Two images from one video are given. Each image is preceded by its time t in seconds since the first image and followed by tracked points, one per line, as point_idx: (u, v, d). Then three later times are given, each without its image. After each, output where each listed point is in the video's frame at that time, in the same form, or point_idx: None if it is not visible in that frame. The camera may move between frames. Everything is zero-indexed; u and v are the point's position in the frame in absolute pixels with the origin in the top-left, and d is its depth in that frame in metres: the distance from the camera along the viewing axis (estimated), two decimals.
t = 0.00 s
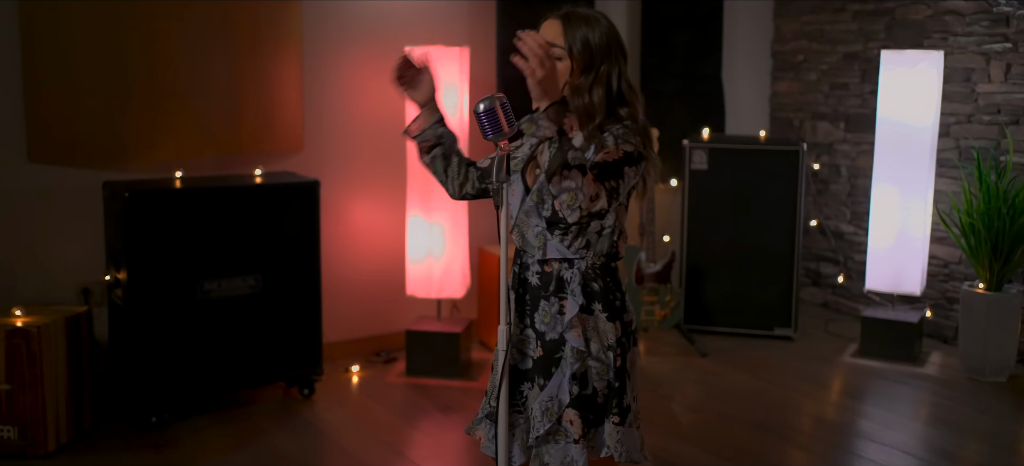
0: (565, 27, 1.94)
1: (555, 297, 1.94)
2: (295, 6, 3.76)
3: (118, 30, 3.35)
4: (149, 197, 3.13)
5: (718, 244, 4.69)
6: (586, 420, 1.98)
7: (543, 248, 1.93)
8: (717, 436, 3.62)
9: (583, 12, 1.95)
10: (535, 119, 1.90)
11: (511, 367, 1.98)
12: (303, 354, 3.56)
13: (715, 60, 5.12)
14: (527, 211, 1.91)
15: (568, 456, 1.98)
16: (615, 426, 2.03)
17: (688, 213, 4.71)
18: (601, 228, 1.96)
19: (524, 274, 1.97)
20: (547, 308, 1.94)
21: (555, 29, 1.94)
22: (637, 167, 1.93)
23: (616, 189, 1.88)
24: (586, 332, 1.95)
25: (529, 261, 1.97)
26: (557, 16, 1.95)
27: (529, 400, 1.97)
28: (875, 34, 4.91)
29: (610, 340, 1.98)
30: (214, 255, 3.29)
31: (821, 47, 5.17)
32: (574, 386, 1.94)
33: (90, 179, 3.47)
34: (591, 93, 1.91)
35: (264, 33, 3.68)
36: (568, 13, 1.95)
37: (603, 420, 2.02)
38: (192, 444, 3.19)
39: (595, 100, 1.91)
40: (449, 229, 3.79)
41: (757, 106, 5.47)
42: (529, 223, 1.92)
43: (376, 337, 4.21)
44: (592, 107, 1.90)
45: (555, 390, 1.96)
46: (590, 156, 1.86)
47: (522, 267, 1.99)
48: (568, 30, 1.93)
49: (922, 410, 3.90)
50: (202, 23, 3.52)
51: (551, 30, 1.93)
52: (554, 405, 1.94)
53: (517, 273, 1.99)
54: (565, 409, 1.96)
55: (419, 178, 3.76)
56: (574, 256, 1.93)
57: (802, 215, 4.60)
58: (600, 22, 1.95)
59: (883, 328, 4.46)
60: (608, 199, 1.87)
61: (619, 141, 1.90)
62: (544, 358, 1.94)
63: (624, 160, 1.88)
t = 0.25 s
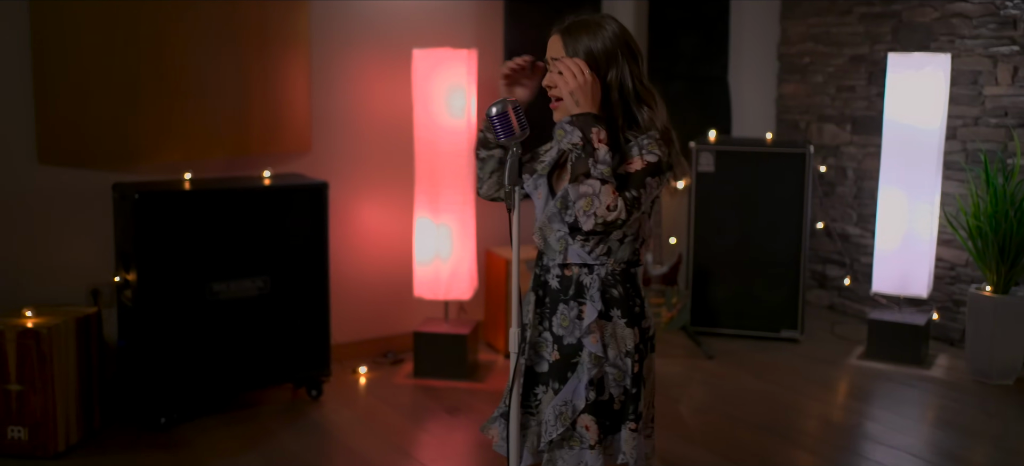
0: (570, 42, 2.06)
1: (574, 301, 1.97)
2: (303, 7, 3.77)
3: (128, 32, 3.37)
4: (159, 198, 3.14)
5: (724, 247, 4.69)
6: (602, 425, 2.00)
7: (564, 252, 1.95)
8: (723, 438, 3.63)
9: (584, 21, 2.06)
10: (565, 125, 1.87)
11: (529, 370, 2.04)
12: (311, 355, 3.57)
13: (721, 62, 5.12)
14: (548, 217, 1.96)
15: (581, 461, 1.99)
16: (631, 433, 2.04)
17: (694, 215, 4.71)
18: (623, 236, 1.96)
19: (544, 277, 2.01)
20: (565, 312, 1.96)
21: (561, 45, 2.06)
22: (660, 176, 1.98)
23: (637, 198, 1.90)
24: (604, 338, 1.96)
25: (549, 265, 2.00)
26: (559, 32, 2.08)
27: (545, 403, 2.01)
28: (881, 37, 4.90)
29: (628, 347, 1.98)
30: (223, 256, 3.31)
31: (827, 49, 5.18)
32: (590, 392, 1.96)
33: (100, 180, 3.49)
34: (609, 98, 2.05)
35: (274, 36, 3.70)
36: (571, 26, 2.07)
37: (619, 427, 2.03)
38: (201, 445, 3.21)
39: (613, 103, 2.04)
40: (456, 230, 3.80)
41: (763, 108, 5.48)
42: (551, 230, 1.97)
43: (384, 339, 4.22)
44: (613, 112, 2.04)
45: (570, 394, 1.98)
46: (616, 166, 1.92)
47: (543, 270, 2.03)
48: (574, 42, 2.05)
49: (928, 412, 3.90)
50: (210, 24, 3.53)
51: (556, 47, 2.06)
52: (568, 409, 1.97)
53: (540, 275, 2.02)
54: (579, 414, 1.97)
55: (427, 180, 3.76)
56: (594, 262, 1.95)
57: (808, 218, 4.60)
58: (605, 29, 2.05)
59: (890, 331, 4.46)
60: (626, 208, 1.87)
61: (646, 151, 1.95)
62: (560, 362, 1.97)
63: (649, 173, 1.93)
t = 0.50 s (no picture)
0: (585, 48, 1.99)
1: (599, 297, 1.96)
2: (314, 8, 3.78)
3: (142, 32, 3.38)
4: (173, 198, 3.16)
5: (733, 247, 4.70)
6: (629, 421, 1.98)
7: (587, 247, 1.96)
8: (733, 438, 3.64)
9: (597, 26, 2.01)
10: (585, 120, 1.88)
11: (557, 365, 2.00)
12: (322, 354, 3.59)
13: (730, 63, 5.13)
14: (570, 214, 1.97)
15: (609, 457, 1.99)
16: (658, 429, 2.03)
17: (703, 216, 4.72)
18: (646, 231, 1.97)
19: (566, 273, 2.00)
20: (590, 308, 1.96)
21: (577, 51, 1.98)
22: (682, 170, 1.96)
23: (656, 187, 1.88)
24: (629, 333, 1.96)
25: (571, 262, 2.00)
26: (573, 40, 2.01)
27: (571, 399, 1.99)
28: (890, 38, 4.91)
29: (652, 342, 1.98)
30: (235, 256, 3.32)
31: (836, 50, 5.18)
32: (616, 387, 1.95)
33: (113, 180, 3.51)
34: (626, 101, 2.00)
35: (286, 36, 3.72)
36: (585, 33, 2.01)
37: (645, 423, 2.03)
38: (214, 443, 3.22)
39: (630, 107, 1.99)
40: (466, 230, 3.81)
41: (772, 108, 5.49)
42: (574, 224, 1.97)
43: (394, 339, 4.24)
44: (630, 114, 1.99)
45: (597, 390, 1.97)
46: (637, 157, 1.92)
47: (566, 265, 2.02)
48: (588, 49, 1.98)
49: (937, 413, 3.91)
50: (223, 24, 3.55)
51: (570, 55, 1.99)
52: (594, 404, 1.96)
53: (563, 271, 2.02)
54: (606, 409, 1.96)
55: (438, 180, 3.78)
56: (618, 257, 1.95)
57: (817, 218, 4.61)
58: (618, 33, 2.00)
59: (899, 332, 4.47)
60: (643, 198, 1.86)
61: (666, 144, 1.93)
62: (586, 358, 1.96)
63: (668, 164, 1.91)
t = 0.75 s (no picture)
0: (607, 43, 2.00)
1: (622, 296, 1.97)
2: (328, 8, 3.80)
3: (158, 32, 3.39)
4: (188, 198, 3.17)
5: (743, 247, 4.71)
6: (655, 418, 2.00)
7: (609, 247, 1.97)
8: (746, 437, 3.65)
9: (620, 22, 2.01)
10: (621, 108, 1.91)
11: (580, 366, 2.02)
12: (336, 353, 3.60)
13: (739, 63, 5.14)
14: (592, 212, 1.99)
15: (638, 454, 1.99)
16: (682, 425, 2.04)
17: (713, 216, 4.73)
18: (668, 228, 1.98)
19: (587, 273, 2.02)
20: (614, 307, 1.97)
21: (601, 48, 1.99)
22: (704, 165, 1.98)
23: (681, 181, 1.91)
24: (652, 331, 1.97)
25: (591, 262, 2.01)
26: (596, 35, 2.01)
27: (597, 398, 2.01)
28: (900, 38, 4.91)
29: (674, 339, 1.99)
30: (250, 255, 3.33)
31: (845, 50, 5.19)
32: (642, 385, 1.96)
33: (129, 179, 3.52)
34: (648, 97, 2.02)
35: (299, 36, 3.73)
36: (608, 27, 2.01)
37: (669, 420, 2.04)
38: (230, 442, 3.24)
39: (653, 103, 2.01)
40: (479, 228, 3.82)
41: (780, 109, 5.50)
42: (596, 221, 1.99)
43: (405, 339, 4.25)
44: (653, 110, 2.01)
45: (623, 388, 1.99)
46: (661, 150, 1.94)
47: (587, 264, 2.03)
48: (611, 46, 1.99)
49: (949, 411, 3.91)
50: (238, 24, 3.56)
51: (593, 51, 2.00)
52: (622, 402, 1.97)
53: (583, 271, 2.03)
54: (633, 408, 1.98)
55: (451, 180, 3.79)
56: (640, 255, 1.96)
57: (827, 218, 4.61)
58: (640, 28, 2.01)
59: (909, 331, 4.47)
60: (670, 189, 1.87)
61: (688, 140, 1.95)
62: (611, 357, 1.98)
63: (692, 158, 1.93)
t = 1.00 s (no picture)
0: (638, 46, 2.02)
1: (650, 300, 1.99)
2: (341, 11, 3.81)
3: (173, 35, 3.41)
4: (206, 200, 3.19)
5: (753, 248, 4.72)
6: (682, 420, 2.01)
7: (637, 251, 1.98)
8: (758, 437, 3.66)
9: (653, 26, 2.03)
10: (660, 118, 1.92)
11: (605, 369, 2.04)
12: (351, 354, 3.61)
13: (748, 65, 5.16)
14: (620, 218, 2.01)
15: (664, 456, 2.00)
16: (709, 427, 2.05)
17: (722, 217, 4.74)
18: (696, 232, 2.00)
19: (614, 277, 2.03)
20: (642, 311, 1.99)
21: (632, 50, 2.01)
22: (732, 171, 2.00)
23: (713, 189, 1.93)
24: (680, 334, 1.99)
25: (618, 266, 2.03)
26: (628, 36, 2.03)
27: (624, 401, 2.02)
28: (908, 40, 4.92)
29: (702, 342, 2.01)
30: (266, 257, 3.35)
31: (853, 52, 5.20)
32: (670, 388, 1.97)
33: (144, 181, 3.53)
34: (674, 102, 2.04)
35: (312, 39, 3.74)
36: (641, 30, 2.03)
37: (695, 422, 2.05)
38: (246, 443, 3.25)
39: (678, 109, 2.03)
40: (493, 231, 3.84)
41: (789, 110, 5.51)
42: (624, 226, 2.01)
43: (417, 340, 4.26)
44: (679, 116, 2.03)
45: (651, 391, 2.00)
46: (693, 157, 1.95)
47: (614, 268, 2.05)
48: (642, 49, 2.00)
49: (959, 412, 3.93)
50: (253, 27, 3.58)
51: (625, 52, 2.02)
52: (649, 405, 1.99)
53: (610, 274, 2.05)
54: (661, 410, 1.99)
55: (465, 182, 3.81)
56: (668, 259, 1.98)
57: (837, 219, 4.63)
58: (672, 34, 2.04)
59: (919, 332, 4.49)
60: (705, 198, 1.91)
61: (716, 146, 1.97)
62: (639, 360, 1.99)
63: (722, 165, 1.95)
